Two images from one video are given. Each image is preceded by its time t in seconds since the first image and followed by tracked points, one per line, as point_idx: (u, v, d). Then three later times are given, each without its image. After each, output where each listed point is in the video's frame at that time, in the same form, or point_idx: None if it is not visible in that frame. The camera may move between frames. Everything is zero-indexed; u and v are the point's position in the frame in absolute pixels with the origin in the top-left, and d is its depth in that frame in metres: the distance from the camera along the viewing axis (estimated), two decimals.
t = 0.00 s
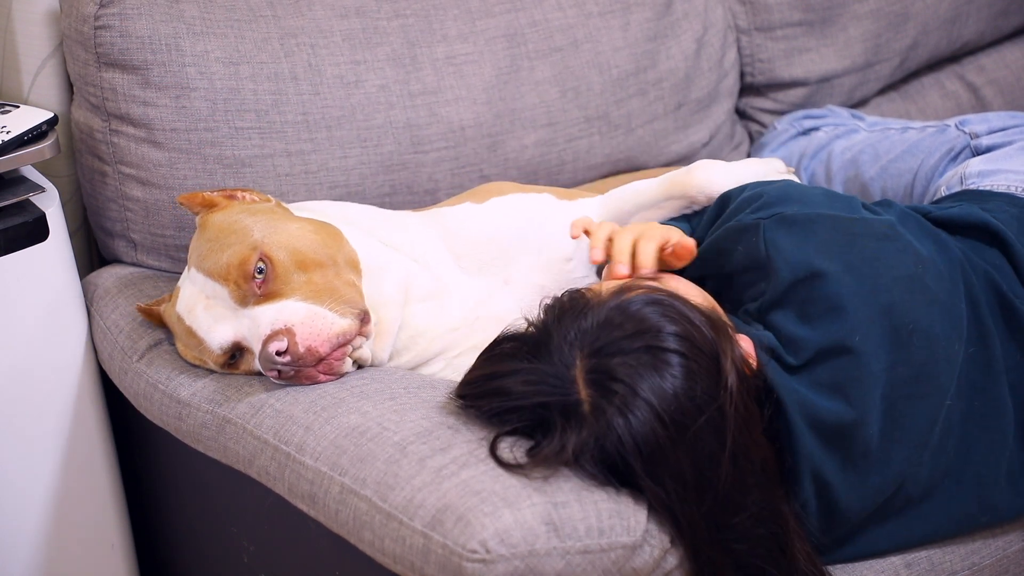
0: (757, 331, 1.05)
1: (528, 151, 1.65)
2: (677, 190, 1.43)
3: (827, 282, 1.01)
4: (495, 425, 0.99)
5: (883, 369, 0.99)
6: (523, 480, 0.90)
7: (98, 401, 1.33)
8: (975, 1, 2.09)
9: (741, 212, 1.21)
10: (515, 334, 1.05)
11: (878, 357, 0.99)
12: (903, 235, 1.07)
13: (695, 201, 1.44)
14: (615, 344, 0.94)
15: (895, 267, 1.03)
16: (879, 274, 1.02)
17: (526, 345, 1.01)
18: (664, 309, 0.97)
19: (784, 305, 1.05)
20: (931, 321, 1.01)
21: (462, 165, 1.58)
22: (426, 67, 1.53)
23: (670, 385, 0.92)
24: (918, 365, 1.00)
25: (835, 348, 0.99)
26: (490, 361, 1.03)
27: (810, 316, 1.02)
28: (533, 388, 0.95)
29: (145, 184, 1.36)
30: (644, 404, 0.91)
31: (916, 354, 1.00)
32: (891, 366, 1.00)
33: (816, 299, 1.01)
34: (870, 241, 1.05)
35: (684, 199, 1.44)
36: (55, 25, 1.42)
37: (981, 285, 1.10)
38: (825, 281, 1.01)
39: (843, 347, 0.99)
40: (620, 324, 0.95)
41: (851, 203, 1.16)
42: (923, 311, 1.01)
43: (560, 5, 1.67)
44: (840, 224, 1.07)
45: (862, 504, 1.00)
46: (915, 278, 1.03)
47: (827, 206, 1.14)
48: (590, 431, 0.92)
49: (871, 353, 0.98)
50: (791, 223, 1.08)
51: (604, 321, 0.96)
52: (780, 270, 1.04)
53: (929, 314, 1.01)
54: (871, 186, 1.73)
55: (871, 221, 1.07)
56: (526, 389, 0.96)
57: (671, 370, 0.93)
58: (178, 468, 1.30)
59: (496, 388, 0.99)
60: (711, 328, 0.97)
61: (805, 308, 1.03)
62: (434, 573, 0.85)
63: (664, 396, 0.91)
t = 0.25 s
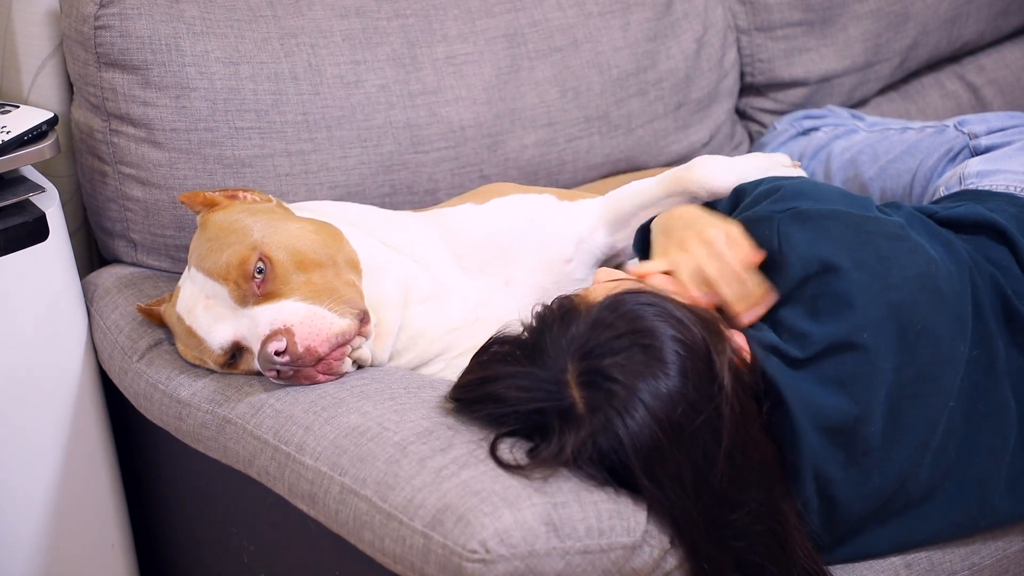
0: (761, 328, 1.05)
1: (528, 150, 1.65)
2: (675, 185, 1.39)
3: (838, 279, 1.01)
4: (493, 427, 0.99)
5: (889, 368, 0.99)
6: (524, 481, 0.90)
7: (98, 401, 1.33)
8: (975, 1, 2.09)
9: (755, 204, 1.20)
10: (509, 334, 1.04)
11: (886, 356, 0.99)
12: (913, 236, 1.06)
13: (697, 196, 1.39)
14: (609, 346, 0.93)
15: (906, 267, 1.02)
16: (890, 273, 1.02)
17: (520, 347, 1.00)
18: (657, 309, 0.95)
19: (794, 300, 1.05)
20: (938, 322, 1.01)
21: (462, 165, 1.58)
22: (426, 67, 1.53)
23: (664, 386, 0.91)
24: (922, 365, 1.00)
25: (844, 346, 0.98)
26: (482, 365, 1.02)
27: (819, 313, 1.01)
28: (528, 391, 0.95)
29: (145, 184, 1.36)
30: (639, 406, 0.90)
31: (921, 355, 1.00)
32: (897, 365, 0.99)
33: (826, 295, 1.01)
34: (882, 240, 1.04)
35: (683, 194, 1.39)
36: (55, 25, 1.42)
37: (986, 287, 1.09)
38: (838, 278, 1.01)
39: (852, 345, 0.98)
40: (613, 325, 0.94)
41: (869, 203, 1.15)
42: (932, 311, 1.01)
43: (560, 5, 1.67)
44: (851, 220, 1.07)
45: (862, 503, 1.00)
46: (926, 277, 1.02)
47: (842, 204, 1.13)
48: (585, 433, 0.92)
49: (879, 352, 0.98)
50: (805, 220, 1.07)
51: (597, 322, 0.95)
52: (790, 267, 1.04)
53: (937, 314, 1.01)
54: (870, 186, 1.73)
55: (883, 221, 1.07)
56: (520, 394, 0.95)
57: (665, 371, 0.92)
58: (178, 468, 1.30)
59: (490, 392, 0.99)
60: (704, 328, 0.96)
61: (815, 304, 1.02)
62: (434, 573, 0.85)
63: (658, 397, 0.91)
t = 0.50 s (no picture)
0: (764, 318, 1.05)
1: (528, 151, 1.65)
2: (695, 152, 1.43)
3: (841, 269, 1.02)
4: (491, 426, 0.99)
5: (891, 362, 0.99)
6: (524, 482, 0.90)
7: (98, 401, 1.33)
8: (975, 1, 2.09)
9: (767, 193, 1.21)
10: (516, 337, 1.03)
11: (884, 349, 0.99)
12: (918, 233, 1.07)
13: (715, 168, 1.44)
14: (612, 353, 0.93)
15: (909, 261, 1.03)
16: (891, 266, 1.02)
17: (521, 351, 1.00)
18: (662, 315, 0.95)
19: (793, 288, 1.05)
20: (942, 318, 1.01)
21: (462, 165, 1.58)
22: (426, 67, 1.53)
23: (666, 395, 0.91)
24: (926, 361, 1.00)
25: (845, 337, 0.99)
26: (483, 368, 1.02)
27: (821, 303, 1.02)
28: (529, 398, 0.95)
29: (145, 184, 1.36)
30: (640, 415, 0.90)
31: (924, 350, 1.00)
32: (899, 358, 0.99)
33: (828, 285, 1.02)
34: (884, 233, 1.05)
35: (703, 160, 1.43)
36: (55, 25, 1.42)
37: (989, 287, 1.09)
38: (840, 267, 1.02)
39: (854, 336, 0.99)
40: (618, 332, 0.94)
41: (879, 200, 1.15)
42: (936, 306, 1.01)
43: (560, 5, 1.67)
44: (858, 212, 1.08)
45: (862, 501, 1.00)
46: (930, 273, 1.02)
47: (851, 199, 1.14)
48: (586, 442, 0.91)
49: (879, 344, 0.99)
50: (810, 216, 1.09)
51: (601, 329, 0.95)
52: (793, 260, 1.06)
53: (941, 310, 1.01)
54: (870, 185, 1.73)
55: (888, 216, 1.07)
56: (521, 401, 0.95)
57: (667, 379, 0.91)
58: (178, 468, 1.30)
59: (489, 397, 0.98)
60: (709, 335, 0.95)
61: (818, 292, 1.03)
62: (434, 573, 0.85)
63: (659, 406, 0.90)
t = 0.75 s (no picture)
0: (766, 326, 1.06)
1: (528, 150, 1.65)
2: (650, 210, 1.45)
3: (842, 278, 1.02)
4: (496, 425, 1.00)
5: (891, 367, 0.99)
6: (524, 480, 0.90)
7: (97, 401, 1.33)
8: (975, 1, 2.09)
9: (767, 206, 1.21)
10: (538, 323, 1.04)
11: (888, 355, 0.99)
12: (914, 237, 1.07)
13: (670, 221, 1.44)
14: (625, 346, 0.93)
15: (908, 266, 1.03)
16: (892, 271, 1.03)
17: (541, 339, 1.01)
18: (678, 310, 0.94)
19: (799, 300, 1.06)
20: (942, 321, 1.01)
21: (462, 165, 1.58)
22: (426, 67, 1.53)
23: (674, 393, 0.90)
24: (925, 364, 1.00)
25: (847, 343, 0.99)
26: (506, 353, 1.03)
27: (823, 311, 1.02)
28: (542, 388, 0.96)
29: (145, 184, 1.36)
30: (647, 412, 0.90)
31: (924, 354, 1.00)
32: (898, 363, 1.00)
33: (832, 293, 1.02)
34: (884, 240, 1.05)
35: (659, 222, 1.45)
36: (55, 25, 1.42)
37: (985, 288, 1.10)
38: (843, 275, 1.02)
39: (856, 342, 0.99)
40: (636, 324, 0.94)
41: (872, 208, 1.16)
42: (935, 309, 1.01)
43: (560, 5, 1.67)
44: (858, 221, 1.08)
45: (864, 503, 1.00)
46: (928, 276, 1.02)
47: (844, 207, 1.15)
48: (592, 436, 0.92)
49: (882, 351, 0.98)
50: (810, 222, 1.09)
51: (617, 319, 0.95)
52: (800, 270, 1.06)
53: (939, 312, 1.01)
54: (869, 186, 1.73)
55: (885, 221, 1.08)
56: (536, 387, 0.96)
57: (680, 375, 0.91)
58: (178, 468, 1.30)
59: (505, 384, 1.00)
60: (724, 335, 0.94)
61: (820, 304, 1.03)
62: (435, 573, 0.85)
63: (665, 404, 0.90)
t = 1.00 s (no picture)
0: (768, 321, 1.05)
1: (528, 150, 1.65)
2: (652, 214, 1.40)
3: (845, 276, 1.02)
4: (500, 421, 1.00)
5: (891, 367, 0.99)
6: (524, 475, 0.90)
7: (97, 401, 1.33)
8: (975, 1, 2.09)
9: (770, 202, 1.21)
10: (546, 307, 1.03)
11: (889, 356, 0.99)
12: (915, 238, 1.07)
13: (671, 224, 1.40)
14: (637, 325, 0.92)
15: (909, 267, 1.03)
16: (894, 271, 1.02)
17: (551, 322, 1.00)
18: (690, 291, 0.94)
19: (802, 298, 1.05)
20: (942, 322, 1.01)
21: (462, 165, 1.58)
22: (426, 67, 1.53)
23: (687, 373, 0.90)
24: (924, 365, 1.00)
25: (848, 343, 0.99)
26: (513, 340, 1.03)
27: (825, 309, 1.02)
28: (552, 368, 0.95)
29: (145, 184, 1.36)
30: (660, 391, 0.89)
31: (924, 355, 1.00)
32: (898, 363, 1.00)
33: (834, 292, 1.02)
34: (886, 239, 1.05)
35: (660, 224, 1.40)
36: (55, 25, 1.42)
37: (986, 289, 1.10)
38: (846, 274, 1.02)
39: (857, 342, 0.98)
40: (649, 306, 0.93)
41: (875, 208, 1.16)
42: (935, 310, 1.01)
43: (560, 5, 1.67)
44: (859, 222, 1.08)
45: (864, 501, 1.00)
46: (929, 278, 1.02)
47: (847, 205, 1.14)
48: (603, 417, 0.92)
49: (883, 350, 0.98)
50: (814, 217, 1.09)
51: (630, 300, 0.94)
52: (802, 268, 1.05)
53: (939, 313, 1.01)
54: (869, 185, 1.73)
55: (886, 222, 1.07)
56: (545, 371, 0.95)
57: (694, 356, 0.91)
58: (179, 468, 1.30)
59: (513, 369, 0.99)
60: (736, 315, 0.94)
61: (821, 303, 1.03)
62: (435, 572, 0.85)
63: (678, 383, 0.90)
